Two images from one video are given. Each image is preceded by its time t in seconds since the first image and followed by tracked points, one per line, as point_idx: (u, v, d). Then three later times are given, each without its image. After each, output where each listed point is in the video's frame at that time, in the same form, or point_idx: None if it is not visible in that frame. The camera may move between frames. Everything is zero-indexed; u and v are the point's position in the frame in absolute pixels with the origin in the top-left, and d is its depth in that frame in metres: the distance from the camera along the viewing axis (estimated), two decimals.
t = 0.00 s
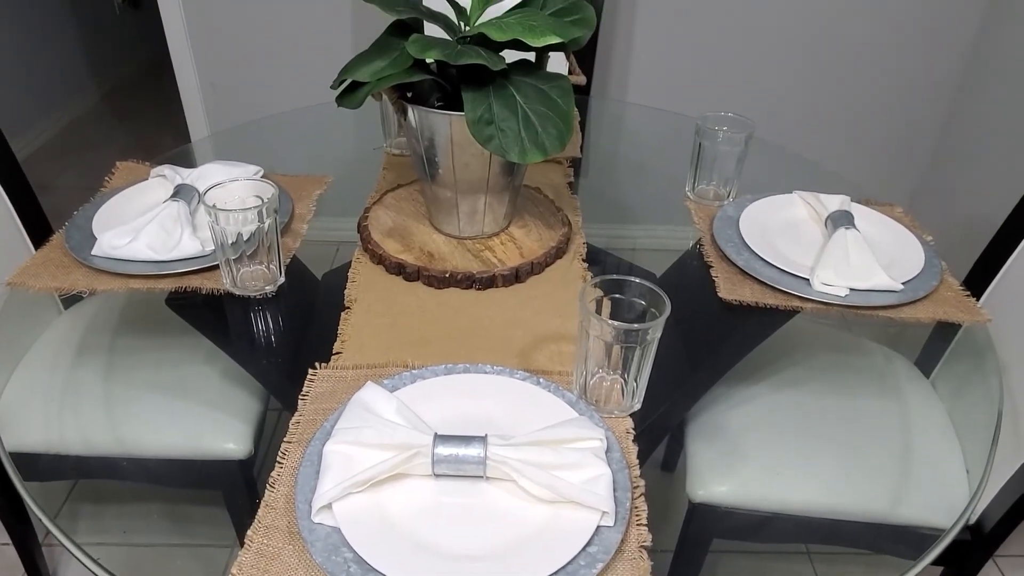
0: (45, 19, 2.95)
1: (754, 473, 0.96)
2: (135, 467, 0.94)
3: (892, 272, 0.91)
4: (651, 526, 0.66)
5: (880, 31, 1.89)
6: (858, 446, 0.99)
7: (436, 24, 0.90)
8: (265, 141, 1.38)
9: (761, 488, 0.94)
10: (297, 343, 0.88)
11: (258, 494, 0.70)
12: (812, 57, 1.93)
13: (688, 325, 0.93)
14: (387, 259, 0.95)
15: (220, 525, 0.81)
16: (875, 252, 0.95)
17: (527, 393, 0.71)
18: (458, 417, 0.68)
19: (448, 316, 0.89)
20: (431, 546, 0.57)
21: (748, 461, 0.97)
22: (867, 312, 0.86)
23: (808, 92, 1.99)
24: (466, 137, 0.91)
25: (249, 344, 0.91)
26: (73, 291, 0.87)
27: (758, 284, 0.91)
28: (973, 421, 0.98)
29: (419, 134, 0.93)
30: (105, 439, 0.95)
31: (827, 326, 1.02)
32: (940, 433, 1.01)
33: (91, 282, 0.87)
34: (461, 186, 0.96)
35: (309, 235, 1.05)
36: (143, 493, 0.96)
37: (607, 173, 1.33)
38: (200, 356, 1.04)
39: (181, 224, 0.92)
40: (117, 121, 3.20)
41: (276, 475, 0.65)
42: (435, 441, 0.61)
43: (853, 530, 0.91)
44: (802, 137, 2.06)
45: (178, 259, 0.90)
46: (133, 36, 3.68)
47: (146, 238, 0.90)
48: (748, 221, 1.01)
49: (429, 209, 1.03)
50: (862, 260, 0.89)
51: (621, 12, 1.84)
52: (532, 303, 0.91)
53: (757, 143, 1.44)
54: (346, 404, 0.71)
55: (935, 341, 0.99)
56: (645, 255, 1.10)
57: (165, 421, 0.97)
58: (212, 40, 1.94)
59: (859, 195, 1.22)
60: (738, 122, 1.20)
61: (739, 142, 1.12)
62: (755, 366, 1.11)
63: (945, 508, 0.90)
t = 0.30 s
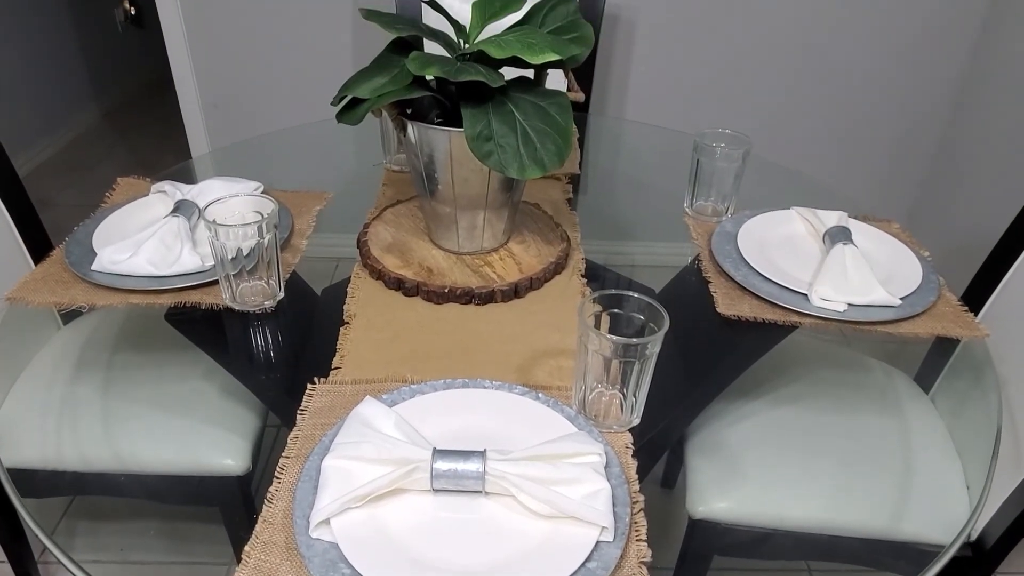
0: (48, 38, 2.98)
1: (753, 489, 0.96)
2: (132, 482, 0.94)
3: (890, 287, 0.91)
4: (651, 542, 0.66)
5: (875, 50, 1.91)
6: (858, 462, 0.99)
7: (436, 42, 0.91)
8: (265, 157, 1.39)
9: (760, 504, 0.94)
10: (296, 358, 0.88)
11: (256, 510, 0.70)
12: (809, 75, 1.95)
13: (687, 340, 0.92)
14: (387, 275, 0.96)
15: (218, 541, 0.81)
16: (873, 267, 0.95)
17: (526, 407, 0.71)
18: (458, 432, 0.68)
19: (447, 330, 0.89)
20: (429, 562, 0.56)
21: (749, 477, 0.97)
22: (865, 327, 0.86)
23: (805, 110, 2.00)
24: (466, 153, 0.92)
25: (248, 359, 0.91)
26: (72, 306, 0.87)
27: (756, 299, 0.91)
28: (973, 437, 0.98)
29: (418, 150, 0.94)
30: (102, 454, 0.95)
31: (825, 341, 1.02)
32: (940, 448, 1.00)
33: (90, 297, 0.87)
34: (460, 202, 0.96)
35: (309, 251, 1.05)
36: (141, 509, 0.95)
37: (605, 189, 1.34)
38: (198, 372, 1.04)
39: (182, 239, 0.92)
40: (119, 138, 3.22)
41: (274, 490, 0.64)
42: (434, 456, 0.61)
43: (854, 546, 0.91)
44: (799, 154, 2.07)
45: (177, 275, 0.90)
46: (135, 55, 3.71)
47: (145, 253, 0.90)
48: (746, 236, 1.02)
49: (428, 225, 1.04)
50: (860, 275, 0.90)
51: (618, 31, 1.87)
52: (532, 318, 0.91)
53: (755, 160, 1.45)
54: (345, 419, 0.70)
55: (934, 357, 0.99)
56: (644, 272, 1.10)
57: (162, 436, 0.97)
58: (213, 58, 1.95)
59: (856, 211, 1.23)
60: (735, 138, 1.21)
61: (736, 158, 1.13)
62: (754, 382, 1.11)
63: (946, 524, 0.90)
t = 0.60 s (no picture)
0: (51, 52, 2.99)
1: (756, 503, 0.95)
2: (131, 496, 0.94)
3: (891, 300, 0.91)
4: (654, 557, 0.65)
5: (873, 65, 1.92)
6: (860, 476, 0.98)
7: (437, 56, 0.91)
8: (266, 171, 1.39)
9: (763, 519, 0.94)
10: (297, 372, 0.87)
11: (256, 525, 0.69)
12: (808, 90, 1.96)
13: (689, 353, 0.92)
14: (388, 288, 0.95)
15: (218, 556, 0.80)
16: (874, 280, 0.95)
17: (528, 421, 0.71)
18: (459, 446, 0.68)
19: (448, 344, 0.88)
20: None
21: (751, 491, 0.97)
22: (867, 340, 0.86)
23: (804, 124, 2.01)
24: (467, 167, 0.92)
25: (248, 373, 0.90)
26: (72, 320, 0.87)
27: (758, 312, 0.91)
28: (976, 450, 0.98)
29: (420, 164, 0.94)
30: (100, 468, 0.95)
31: (826, 354, 1.02)
32: (943, 462, 1.00)
33: (91, 310, 0.87)
34: (461, 215, 0.97)
35: (310, 264, 1.05)
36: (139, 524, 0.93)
37: (606, 203, 1.34)
38: (198, 386, 1.04)
39: (182, 253, 0.92)
40: (120, 152, 3.23)
41: (274, 505, 0.64)
42: (435, 470, 0.60)
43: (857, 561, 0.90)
44: (799, 167, 2.08)
45: (178, 288, 0.90)
46: (136, 69, 3.73)
47: (146, 267, 0.90)
48: (746, 250, 1.02)
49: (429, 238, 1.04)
50: (861, 288, 0.90)
51: (618, 46, 1.88)
52: (533, 332, 0.91)
53: (755, 173, 1.45)
54: (345, 433, 0.70)
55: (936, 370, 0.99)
56: (644, 285, 1.10)
57: (161, 449, 0.97)
58: (215, 73, 1.96)
59: (856, 224, 1.23)
60: (735, 152, 1.21)
61: (736, 172, 1.13)
62: (756, 396, 1.11)
63: (950, 538, 0.89)
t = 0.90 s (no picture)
0: (54, 67, 3.02)
1: (757, 517, 0.95)
2: (131, 510, 0.95)
3: (891, 313, 0.91)
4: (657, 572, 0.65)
5: (871, 79, 1.94)
6: (861, 489, 0.98)
7: (439, 70, 0.92)
8: (267, 184, 1.40)
9: (765, 533, 0.93)
10: (297, 384, 0.87)
11: (256, 537, 0.69)
12: (806, 104, 1.97)
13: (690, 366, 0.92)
14: (388, 301, 0.95)
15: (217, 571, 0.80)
16: (874, 293, 0.95)
17: (529, 434, 0.70)
18: (460, 459, 0.67)
19: (448, 356, 0.88)
20: None
21: (753, 505, 0.96)
22: (868, 353, 0.86)
23: (803, 138, 2.02)
24: (467, 179, 0.92)
25: (248, 386, 0.90)
26: (71, 332, 0.87)
27: (759, 325, 0.91)
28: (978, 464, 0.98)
29: (421, 176, 0.94)
30: (98, 481, 0.95)
31: (826, 367, 1.02)
32: (945, 475, 0.99)
33: (90, 322, 0.86)
34: (462, 228, 0.97)
35: (310, 276, 1.05)
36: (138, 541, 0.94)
37: (606, 215, 1.34)
38: (198, 400, 1.04)
39: (183, 265, 0.92)
40: (120, 165, 3.23)
41: (274, 518, 0.64)
42: (436, 483, 0.60)
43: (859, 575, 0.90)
44: (797, 181, 2.09)
45: (178, 300, 0.90)
46: (137, 83, 3.74)
47: (146, 279, 0.90)
48: (747, 262, 1.02)
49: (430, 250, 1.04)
50: (862, 301, 0.90)
51: (617, 61, 1.89)
52: (534, 344, 0.91)
53: (754, 186, 1.46)
54: (345, 446, 0.70)
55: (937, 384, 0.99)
56: (644, 298, 1.10)
57: (160, 462, 0.97)
58: (216, 87, 1.97)
59: (856, 237, 1.23)
60: (735, 165, 1.22)
61: (736, 185, 1.13)
62: (756, 408, 1.10)
63: (951, 553, 0.89)
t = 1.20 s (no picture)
0: (55, 83, 3.03)
1: (759, 532, 0.95)
2: (128, 526, 0.93)
3: (892, 328, 0.91)
4: None
5: (868, 95, 1.95)
6: (863, 505, 0.98)
7: (439, 86, 0.92)
8: (267, 199, 1.40)
9: (766, 549, 0.93)
10: (297, 400, 0.87)
11: (256, 554, 0.69)
12: (804, 120, 1.98)
13: (690, 381, 0.92)
14: (388, 316, 0.96)
15: None
16: (874, 308, 0.95)
17: (530, 450, 0.70)
18: (460, 475, 0.67)
19: (448, 372, 0.88)
20: None
21: (754, 522, 0.96)
22: (868, 369, 0.86)
23: (801, 154, 2.03)
24: (468, 195, 0.93)
25: (248, 400, 0.90)
26: (71, 347, 0.87)
27: (759, 340, 0.91)
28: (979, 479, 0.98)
29: (421, 192, 0.95)
30: (96, 496, 0.95)
31: (826, 382, 1.02)
32: (947, 490, 0.99)
33: (90, 337, 0.87)
34: (462, 243, 0.97)
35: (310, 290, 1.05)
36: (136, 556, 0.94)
37: (605, 231, 1.35)
38: (197, 413, 1.04)
39: (183, 280, 0.92)
40: (120, 180, 3.24)
41: (273, 535, 0.63)
42: (436, 499, 0.60)
43: None
44: (796, 196, 2.10)
45: (178, 315, 0.90)
46: (138, 99, 3.76)
47: (147, 293, 0.90)
48: (746, 278, 1.02)
49: (430, 265, 1.04)
50: (861, 316, 0.90)
51: (617, 77, 1.90)
52: (534, 359, 0.91)
53: (753, 201, 1.46)
54: (345, 462, 0.69)
55: (937, 399, 0.99)
56: (644, 312, 1.10)
57: (158, 479, 0.97)
58: (218, 102, 1.99)
59: (855, 252, 1.24)
60: (734, 181, 1.22)
61: (736, 201, 1.14)
62: (757, 424, 1.10)
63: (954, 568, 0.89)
